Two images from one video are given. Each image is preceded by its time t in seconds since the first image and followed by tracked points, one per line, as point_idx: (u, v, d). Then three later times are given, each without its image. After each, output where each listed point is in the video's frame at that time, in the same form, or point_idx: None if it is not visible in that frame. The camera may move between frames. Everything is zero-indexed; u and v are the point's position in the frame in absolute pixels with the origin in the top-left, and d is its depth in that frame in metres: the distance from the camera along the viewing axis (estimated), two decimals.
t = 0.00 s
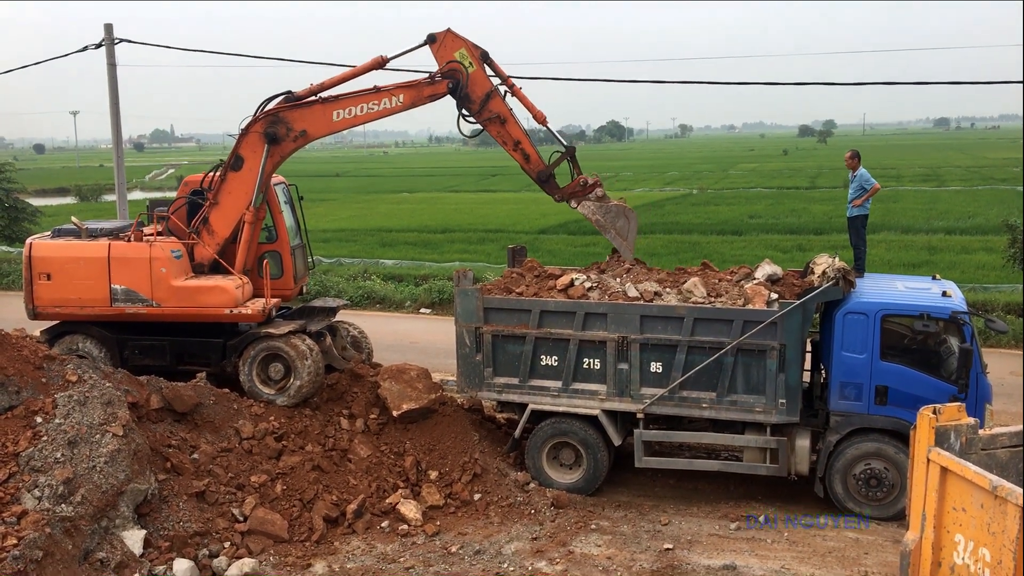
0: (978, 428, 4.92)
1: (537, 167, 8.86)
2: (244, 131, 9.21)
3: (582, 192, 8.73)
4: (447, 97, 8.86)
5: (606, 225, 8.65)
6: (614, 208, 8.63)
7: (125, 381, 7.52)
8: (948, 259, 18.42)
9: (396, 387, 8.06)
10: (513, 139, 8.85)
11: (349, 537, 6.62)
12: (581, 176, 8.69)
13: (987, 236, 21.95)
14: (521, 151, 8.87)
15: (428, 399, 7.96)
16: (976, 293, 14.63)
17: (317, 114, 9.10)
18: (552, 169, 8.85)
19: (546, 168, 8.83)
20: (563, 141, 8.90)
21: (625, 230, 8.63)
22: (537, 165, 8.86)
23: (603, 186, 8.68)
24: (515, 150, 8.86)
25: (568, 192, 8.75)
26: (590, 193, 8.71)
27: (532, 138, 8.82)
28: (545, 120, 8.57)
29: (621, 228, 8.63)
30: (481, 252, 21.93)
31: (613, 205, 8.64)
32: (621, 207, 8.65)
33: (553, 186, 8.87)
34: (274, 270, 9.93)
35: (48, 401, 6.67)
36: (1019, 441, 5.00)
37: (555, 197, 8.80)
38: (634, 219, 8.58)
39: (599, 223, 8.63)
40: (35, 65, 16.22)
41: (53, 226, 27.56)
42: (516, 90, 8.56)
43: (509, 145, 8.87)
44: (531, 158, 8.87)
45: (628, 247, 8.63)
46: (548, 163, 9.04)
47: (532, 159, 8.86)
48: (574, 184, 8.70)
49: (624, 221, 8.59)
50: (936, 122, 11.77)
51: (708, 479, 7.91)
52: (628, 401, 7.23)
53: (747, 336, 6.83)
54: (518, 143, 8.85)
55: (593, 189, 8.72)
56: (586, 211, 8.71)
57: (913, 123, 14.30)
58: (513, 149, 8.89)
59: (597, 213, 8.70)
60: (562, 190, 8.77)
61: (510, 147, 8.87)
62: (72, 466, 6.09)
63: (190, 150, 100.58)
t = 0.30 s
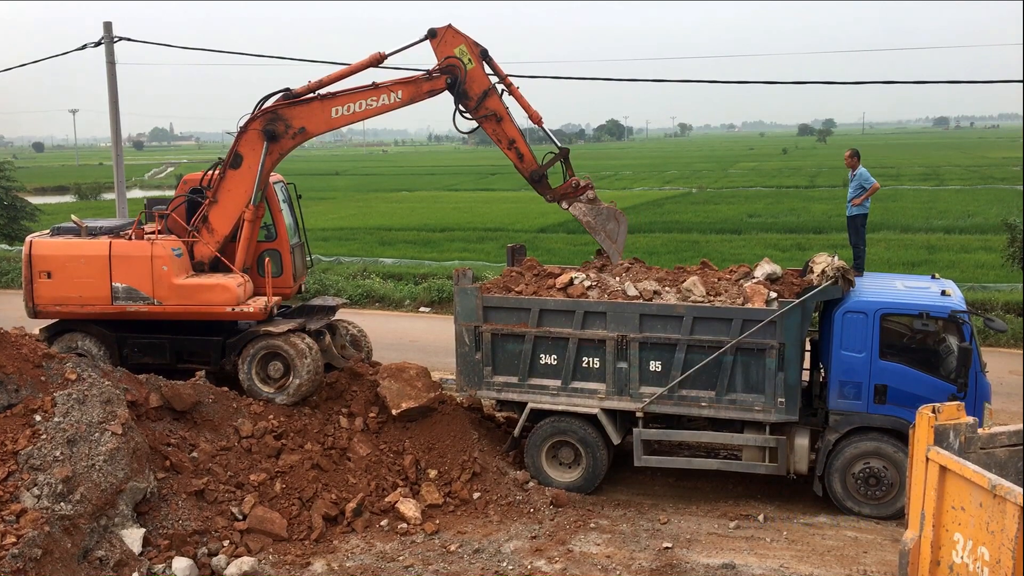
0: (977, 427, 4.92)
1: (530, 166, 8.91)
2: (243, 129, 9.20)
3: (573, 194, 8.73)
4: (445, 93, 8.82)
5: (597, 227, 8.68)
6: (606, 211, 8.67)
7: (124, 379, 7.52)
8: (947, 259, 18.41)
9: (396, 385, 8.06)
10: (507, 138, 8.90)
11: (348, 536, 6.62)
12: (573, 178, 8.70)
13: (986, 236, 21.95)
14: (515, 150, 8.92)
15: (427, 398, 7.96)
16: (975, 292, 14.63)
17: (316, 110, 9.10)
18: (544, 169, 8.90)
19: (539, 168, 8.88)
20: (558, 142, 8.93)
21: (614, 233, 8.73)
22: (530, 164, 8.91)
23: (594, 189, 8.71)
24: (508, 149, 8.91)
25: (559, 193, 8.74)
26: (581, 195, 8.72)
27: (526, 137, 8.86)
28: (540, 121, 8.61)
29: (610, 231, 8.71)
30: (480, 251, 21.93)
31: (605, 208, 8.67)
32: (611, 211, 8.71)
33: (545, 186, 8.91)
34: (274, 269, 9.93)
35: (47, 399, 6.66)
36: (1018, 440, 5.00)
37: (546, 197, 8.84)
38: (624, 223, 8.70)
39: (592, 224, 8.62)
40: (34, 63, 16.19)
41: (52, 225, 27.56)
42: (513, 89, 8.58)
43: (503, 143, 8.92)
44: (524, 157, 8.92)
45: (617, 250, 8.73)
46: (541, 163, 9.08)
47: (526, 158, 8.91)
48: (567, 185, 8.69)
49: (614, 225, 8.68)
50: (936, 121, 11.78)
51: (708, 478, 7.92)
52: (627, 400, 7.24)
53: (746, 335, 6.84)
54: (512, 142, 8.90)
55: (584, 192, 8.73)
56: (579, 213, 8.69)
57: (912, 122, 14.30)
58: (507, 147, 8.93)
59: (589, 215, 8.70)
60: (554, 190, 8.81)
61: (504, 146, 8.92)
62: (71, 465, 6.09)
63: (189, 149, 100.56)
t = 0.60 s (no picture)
0: (977, 428, 4.92)
1: (518, 163, 8.89)
2: (238, 128, 9.22)
3: (561, 193, 8.76)
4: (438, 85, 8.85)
5: (581, 228, 8.65)
6: (592, 213, 8.64)
7: (124, 380, 7.51)
8: (946, 259, 18.42)
9: (395, 386, 8.06)
10: (498, 134, 8.90)
11: (348, 537, 6.61)
12: (561, 177, 8.72)
13: (985, 237, 21.98)
14: (505, 146, 8.92)
15: (426, 399, 7.95)
16: (974, 293, 14.64)
17: (310, 107, 9.11)
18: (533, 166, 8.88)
19: (527, 165, 8.85)
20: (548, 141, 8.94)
21: (599, 236, 8.71)
22: (519, 161, 8.90)
23: (581, 190, 8.73)
24: (499, 144, 8.92)
25: (547, 191, 8.73)
26: (567, 195, 8.74)
27: (517, 133, 8.86)
28: (531, 119, 8.60)
29: (595, 234, 8.69)
30: (479, 251, 21.95)
31: (591, 210, 8.65)
32: (597, 213, 8.69)
33: (532, 183, 8.85)
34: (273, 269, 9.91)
35: (47, 400, 6.65)
36: (1018, 441, 4.99)
37: (533, 194, 8.81)
38: (609, 226, 8.68)
39: (576, 225, 8.59)
40: (33, 63, 16.19)
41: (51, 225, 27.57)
42: (506, 85, 8.60)
43: (494, 138, 8.92)
44: (514, 153, 8.91)
45: (600, 253, 8.70)
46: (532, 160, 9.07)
47: (515, 155, 8.91)
48: (554, 184, 8.71)
49: (599, 227, 8.67)
50: (936, 123, 11.78)
51: (707, 479, 7.91)
52: (626, 400, 7.24)
53: (746, 336, 6.83)
54: (503, 137, 8.90)
55: (570, 192, 8.75)
56: (564, 213, 8.66)
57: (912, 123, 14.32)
58: (497, 143, 8.94)
59: (574, 216, 8.66)
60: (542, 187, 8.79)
61: (495, 141, 8.93)
62: (71, 465, 6.08)
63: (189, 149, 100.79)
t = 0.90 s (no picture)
0: (977, 429, 4.92)
1: (512, 151, 8.88)
2: (232, 128, 9.22)
3: (554, 179, 8.74)
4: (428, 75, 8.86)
5: (577, 213, 8.71)
6: (587, 197, 8.67)
7: (124, 382, 7.51)
8: (946, 261, 18.42)
9: (395, 388, 8.05)
10: (491, 123, 8.88)
11: (348, 539, 6.61)
12: (554, 163, 8.68)
13: (986, 238, 21.97)
14: (498, 134, 8.88)
15: (425, 400, 7.94)
16: (974, 295, 14.64)
17: (303, 103, 9.13)
18: (526, 154, 8.86)
19: (521, 153, 8.85)
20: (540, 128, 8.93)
21: (595, 220, 8.73)
22: (513, 149, 8.88)
23: (575, 175, 8.72)
24: (492, 133, 8.88)
25: (541, 178, 8.73)
26: (562, 180, 8.72)
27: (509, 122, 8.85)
28: (523, 106, 8.58)
29: (591, 218, 8.72)
30: (479, 253, 21.94)
31: (585, 194, 8.67)
32: (592, 197, 8.71)
33: (527, 171, 8.87)
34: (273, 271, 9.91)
35: (47, 402, 6.65)
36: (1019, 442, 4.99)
37: (528, 181, 8.81)
38: (605, 210, 8.71)
39: (571, 210, 8.66)
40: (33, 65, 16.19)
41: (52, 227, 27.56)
42: (497, 74, 8.60)
43: (487, 127, 8.89)
44: (507, 142, 8.90)
45: (597, 237, 8.71)
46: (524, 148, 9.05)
47: (509, 143, 8.89)
48: (547, 170, 8.69)
49: (595, 211, 8.69)
50: (936, 125, 11.78)
51: (707, 481, 7.91)
52: (626, 402, 7.24)
53: (746, 337, 6.83)
54: (495, 126, 8.87)
55: (565, 177, 8.74)
56: (559, 198, 8.68)
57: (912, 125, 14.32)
58: (490, 133, 8.91)
59: (569, 200, 8.71)
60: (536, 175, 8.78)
61: (488, 130, 8.89)
62: (70, 468, 6.08)
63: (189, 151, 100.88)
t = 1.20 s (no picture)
0: (977, 431, 4.91)
1: (519, 151, 8.78)
2: (233, 131, 9.23)
3: (562, 176, 8.67)
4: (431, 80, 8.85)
5: (588, 208, 8.62)
6: (597, 190, 8.58)
7: (123, 384, 7.51)
8: (946, 262, 18.41)
9: (395, 390, 8.05)
10: (496, 124, 8.83)
11: (348, 541, 6.61)
12: (560, 160, 8.62)
13: (985, 240, 21.98)
14: (503, 136, 8.83)
15: (425, 402, 7.94)
16: (974, 296, 14.65)
17: (305, 107, 9.13)
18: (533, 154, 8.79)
19: (527, 152, 8.75)
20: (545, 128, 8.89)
21: (607, 213, 8.66)
22: (519, 150, 8.79)
23: (582, 169, 8.63)
24: (497, 134, 8.83)
25: (548, 177, 8.68)
26: (570, 176, 8.64)
27: (514, 122, 8.80)
28: (527, 105, 8.55)
29: (603, 211, 8.64)
30: (478, 255, 21.93)
31: (595, 187, 8.58)
32: (602, 189, 8.63)
33: (535, 171, 8.81)
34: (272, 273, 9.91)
35: (46, 404, 6.65)
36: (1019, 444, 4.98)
37: (537, 181, 8.75)
38: (616, 200, 8.63)
39: (583, 206, 8.57)
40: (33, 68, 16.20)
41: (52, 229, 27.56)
42: (500, 74, 8.60)
43: (492, 129, 8.84)
44: (513, 142, 8.82)
45: (611, 229, 8.66)
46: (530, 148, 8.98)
47: (515, 144, 8.82)
48: (555, 168, 8.63)
49: (606, 204, 8.62)
50: (935, 126, 11.79)
51: (707, 482, 7.91)
52: (626, 403, 7.24)
53: (746, 339, 6.83)
54: (501, 127, 8.83)
55: (573, 173, 8.66)
56: (569, 194, 8.60)
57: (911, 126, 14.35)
58: (496, 134, 8.86)
59: (579, 196, 8.62)
60: (544, 175, 8.72)
61: (493, 132, 8.84)
62: (70, 470, 6.08)
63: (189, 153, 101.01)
